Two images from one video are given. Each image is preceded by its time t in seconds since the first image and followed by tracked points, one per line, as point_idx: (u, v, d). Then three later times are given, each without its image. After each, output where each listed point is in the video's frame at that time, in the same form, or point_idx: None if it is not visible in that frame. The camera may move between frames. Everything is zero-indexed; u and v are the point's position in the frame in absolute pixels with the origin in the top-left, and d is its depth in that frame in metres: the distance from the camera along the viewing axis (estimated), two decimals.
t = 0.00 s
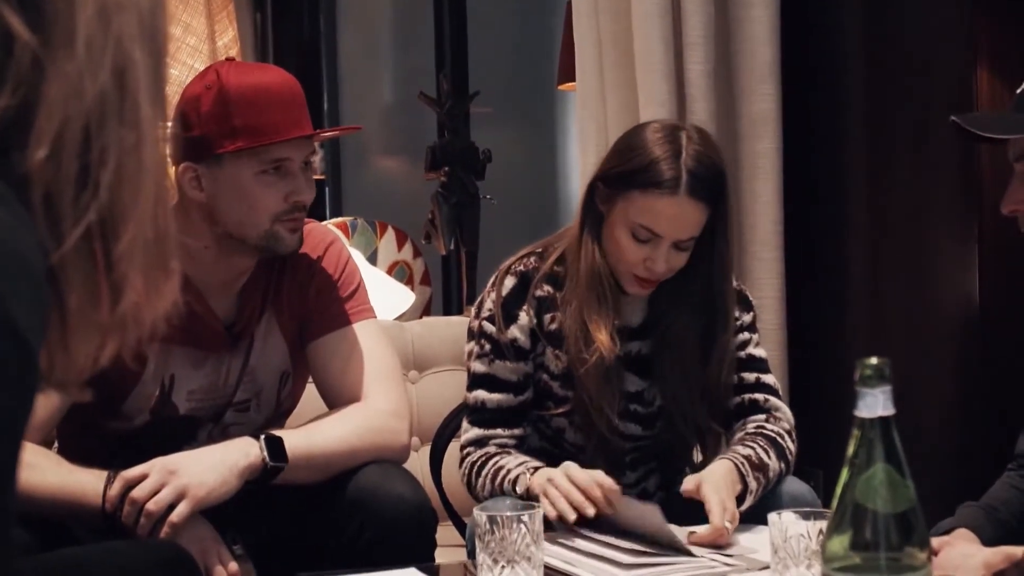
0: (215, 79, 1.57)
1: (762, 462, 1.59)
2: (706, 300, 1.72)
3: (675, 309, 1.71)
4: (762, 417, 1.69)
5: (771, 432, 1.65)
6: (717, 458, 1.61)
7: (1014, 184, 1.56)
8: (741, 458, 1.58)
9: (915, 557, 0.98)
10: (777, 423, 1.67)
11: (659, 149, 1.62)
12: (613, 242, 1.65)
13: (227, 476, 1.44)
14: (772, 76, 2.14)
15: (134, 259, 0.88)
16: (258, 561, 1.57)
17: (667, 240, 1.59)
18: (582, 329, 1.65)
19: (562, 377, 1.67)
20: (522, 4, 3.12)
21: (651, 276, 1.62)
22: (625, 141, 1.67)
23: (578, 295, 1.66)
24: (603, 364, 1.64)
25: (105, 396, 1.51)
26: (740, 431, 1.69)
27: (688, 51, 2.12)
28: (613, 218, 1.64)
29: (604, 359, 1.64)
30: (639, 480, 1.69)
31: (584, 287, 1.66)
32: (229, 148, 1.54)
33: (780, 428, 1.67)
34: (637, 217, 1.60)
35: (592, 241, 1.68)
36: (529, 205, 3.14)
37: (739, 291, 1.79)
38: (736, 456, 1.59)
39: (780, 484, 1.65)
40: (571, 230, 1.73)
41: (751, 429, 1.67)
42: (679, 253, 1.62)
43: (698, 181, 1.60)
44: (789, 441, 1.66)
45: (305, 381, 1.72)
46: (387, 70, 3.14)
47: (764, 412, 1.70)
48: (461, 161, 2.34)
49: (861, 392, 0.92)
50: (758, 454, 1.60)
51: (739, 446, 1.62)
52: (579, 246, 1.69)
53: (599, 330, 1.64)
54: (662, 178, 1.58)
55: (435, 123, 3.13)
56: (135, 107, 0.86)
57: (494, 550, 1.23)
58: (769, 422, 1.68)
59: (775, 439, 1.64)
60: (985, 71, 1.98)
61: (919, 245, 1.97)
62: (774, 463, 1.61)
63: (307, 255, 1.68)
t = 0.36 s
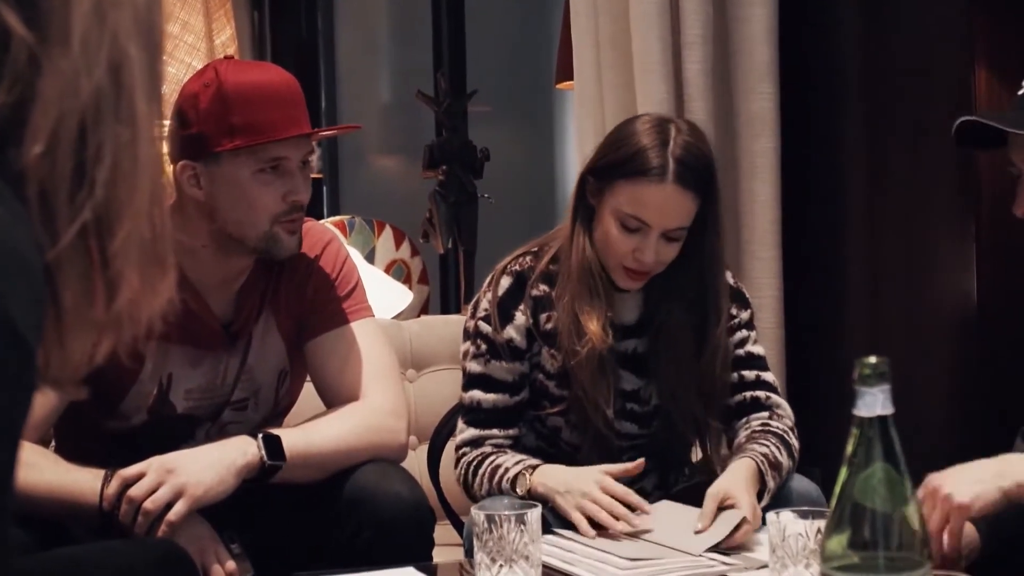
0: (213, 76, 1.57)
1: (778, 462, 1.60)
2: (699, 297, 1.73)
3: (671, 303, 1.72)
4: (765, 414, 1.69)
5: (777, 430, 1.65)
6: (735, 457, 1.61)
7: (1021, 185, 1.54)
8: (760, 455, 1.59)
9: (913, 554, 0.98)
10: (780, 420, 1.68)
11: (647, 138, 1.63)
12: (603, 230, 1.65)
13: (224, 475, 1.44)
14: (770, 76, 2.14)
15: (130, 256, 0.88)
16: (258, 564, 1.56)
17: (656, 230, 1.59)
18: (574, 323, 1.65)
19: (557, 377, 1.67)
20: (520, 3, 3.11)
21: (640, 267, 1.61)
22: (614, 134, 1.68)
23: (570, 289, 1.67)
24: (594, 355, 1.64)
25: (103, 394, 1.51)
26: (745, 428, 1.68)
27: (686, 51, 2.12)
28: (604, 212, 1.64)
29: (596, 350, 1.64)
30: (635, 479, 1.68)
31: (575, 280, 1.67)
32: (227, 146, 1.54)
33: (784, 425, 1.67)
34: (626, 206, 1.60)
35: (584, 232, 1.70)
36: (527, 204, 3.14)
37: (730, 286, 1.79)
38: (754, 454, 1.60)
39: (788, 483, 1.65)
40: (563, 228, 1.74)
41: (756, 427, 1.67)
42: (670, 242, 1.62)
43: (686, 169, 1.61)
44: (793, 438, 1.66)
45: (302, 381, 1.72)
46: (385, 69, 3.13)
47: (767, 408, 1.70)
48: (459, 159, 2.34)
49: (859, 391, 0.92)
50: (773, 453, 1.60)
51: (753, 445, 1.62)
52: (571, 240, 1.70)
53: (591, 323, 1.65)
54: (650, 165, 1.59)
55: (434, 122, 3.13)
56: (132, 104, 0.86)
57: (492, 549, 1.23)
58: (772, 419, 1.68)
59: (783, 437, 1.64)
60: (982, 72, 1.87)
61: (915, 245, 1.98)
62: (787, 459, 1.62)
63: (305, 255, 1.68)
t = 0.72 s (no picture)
0: (204, 76, 1.56)
1: (771, 455, 1.59)
2: (690, 296, 1.72)
3: (665, 301, 1.71)
4: (766, 413, 1.68)
5: (777, 427, 1.65)
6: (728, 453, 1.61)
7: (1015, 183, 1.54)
8: (752, 451, 1.59)
9: (908, 558, 0.97)
10: (782, 418, 1.67)
11: (635, 137, 1.63)
12: (592, 229, 1.64)
13: (217, 475, 1.44)
14: (763, 77, 2.13)
15: (110, 250, 0.89)
16: (251, 564, 1.56)
17: (644, 229, 1.59)
18: (560, 322, 1.65)
19: (549, 375, 1.67)
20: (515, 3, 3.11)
21: (631, 264, 1.61)
22: (606, 133, 1.67)
23: (557, 288, 1.66)
24: (580, 355, 1.63)
25: (97, 393, 1.51)
26: (745, 428, 1.68)
27: (680, 50, 2.12)
28: (594, 210, 1.63)
29: (580, 350, 1.63)
30: (631, 478, 1.68)
31: (561, 280, 1.66)
32: (216, 145, 1.54)
33: (785, 423, 1.66)
34: (615, 204, 1.60)
35: (573, 230, 1.69)
36: (522, 203, 3.14)
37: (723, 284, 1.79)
38: (745, 450, 1.60)
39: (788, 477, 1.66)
40: (553, 227, 1.73)
41: (756, 425, 1.66)
42: (660, 241, 1.62)
43: (673, 166, 1.61)
44: (795, 436, 1.65)
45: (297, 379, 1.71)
46: (378, 69, 3.14)
47: (769, 408, 1.69)
48: (453, 159, 2.34)
49: (855, 393, 0.92)
50: (767, 447, 1.60)
51: (746, 441, 1.62)
52: (560, 240, 1.70)
53: (575, 322, 1.64)
54: (639, 164, 1.59)
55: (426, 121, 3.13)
56: (109, 94, 0.86)
57: (486, 550, 1.23)
58: (774, 418, 1.67)
59: (782, 433, 1.64)
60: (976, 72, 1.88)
61: (911, 245, 1.97)
62: (784, 456, 1.61)
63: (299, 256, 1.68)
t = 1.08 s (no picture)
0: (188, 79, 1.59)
1: (767, 456, 1.59)
2: (687, 294, 1.73)
3: (662, 302, 1.72)
4: (761, 411, 1.68)
5: (770, 425, 1.65)
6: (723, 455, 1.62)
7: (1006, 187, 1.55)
8: (747, 452, 1.59)
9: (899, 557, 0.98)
10: (777, 416, 1.67)
11: (637, 137, 1.63)
12: (592, 228, 1.65)
13: (212, 475, 1.45)
14: (753, 81, 2.15)
15: (105, 251, 0.91)
16: (244, 562, 1.57)
17: (643, 227, 1.60)
18: (561, 317, 1.65)
19: (550, 373, 1.67)
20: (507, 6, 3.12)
21: (629, 263, 1.62)
22: (608, 133, 1.68)
23: (557, 284, 1.66)
24: (581, 350, 1.64)
25: (92, 393, 1.52)
26: (739, 427, 1.68)
27: (672, 52, 2.13)
28: (594, 209, 1.64)
29: (581, 344, 1.63)
30: (627, 478, 1.68)
31: (562, 276, 1.67)
32: (192, 147, 1.56)
33: (780, 420, 1.67)
34: (616, 204, 1.61)
35: (575, 228, 1.69)
36: (514, 205, 3.15)
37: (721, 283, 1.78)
38: (741, 451, 1.60)
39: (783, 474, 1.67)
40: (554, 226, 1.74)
41: (751, 424, 1.66)
42: (658, 241, 1.63)
43: (674, 168, 1.61)
44: (789, 433, 1.66)
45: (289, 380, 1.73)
46: (371, 71, 3.14)
47: (764, 406, 1.69)
48: (445, 160, 2.34)
49: (845, 393, 0.93)
50: (762, 447, 1.60)
51: (740, 442, 1.63)
52: (561, 236, 1.70)
53: (576, 316, 1.64)
54: (639, 165, 1.60)
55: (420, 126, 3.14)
56: (103, 94, 0.87)
57: (477, 550, 1.24)
58: (768, 416, 1.67)
59: (776, 432, 1.64)
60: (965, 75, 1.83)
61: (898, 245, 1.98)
62: (779, 454, 1.61)
63: (290, 259, 1.69)
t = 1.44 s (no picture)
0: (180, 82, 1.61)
1: (757, 455, 1.61)
2: (685, 293, 1.73)
3: (662, 303, 1.72)
4: (750, 413, 1.70)
5: (760, 427, 1.66)
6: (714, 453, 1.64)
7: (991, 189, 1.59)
8: (738, 450, 1.61)
9: (889, 556, 0.97)
10: (765, 419, 1.69)
11: (641, 141, 1.64)
12: (590, 229, 1.65)
13: (208, 475, 1.46)
14: (743, 84, 2.16)
15: (104, 252, 0.93)
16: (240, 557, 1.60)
17: (641, 231, 1.60)
18: (559, 316, 1.65)
19: (547, 374, 1.67)
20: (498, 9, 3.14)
21: (624, 264, 1.62)
22: (611, 137, 1.68)
23: (557, 284, 1.66)
24: (577, 350, 1.64)
25: (90, 394, 1.54)
26: (728, 427, 1.69)
27: (662, 57, 2.15)
28: (593, 211, 1.64)
29: (579, 344, 1.64)
30: (620, 479, 1.69)
31: (562, 275, 1.66)
32: (185, 151, 1.57)
33: (768, 424, 1.68)
34: (616, 206, 1.60)
35: (575, 227, 1.69)
36: (507, 208, 3.16)
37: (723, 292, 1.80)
38: (732, 449, 1.62)
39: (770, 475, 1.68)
40: (555, 226, 1.74)
41: (741, 425, 1.68)
42: (655, 245, 1.62)
43: (677, 173, 1.62)
44: (777, 435, 1.67)
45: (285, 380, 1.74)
46: (365, 73, 3.16)
47: (753, 408, 1.71)
48: (438, 164, 2.36)
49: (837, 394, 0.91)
50: (752, 447, 1.62)
51: (732, 441, 1.64)
52: (561, 235, 1.70)
53: (575, 316, 1.64)
54: (642, 168, 1.60)
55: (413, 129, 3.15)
56: (102, 95, 0.89)
57: (471, 549, 1.26)
58: (757, 418, 1.69)
59: (765, 433, 1.65)
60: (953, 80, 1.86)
61: (885, 245, 1.98)
62: (768, 455, 1.63)
63: (285, 261, 1.70)
